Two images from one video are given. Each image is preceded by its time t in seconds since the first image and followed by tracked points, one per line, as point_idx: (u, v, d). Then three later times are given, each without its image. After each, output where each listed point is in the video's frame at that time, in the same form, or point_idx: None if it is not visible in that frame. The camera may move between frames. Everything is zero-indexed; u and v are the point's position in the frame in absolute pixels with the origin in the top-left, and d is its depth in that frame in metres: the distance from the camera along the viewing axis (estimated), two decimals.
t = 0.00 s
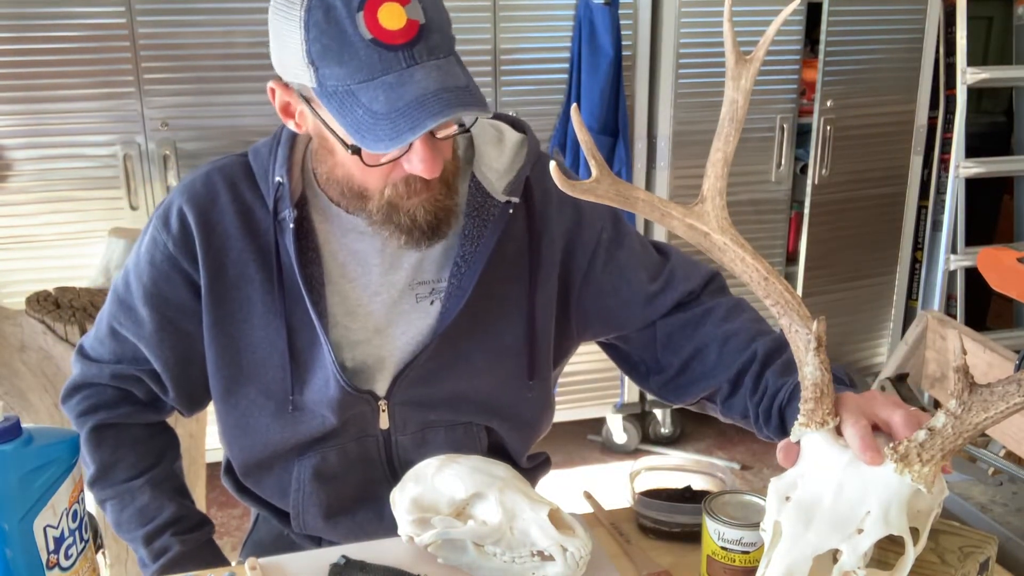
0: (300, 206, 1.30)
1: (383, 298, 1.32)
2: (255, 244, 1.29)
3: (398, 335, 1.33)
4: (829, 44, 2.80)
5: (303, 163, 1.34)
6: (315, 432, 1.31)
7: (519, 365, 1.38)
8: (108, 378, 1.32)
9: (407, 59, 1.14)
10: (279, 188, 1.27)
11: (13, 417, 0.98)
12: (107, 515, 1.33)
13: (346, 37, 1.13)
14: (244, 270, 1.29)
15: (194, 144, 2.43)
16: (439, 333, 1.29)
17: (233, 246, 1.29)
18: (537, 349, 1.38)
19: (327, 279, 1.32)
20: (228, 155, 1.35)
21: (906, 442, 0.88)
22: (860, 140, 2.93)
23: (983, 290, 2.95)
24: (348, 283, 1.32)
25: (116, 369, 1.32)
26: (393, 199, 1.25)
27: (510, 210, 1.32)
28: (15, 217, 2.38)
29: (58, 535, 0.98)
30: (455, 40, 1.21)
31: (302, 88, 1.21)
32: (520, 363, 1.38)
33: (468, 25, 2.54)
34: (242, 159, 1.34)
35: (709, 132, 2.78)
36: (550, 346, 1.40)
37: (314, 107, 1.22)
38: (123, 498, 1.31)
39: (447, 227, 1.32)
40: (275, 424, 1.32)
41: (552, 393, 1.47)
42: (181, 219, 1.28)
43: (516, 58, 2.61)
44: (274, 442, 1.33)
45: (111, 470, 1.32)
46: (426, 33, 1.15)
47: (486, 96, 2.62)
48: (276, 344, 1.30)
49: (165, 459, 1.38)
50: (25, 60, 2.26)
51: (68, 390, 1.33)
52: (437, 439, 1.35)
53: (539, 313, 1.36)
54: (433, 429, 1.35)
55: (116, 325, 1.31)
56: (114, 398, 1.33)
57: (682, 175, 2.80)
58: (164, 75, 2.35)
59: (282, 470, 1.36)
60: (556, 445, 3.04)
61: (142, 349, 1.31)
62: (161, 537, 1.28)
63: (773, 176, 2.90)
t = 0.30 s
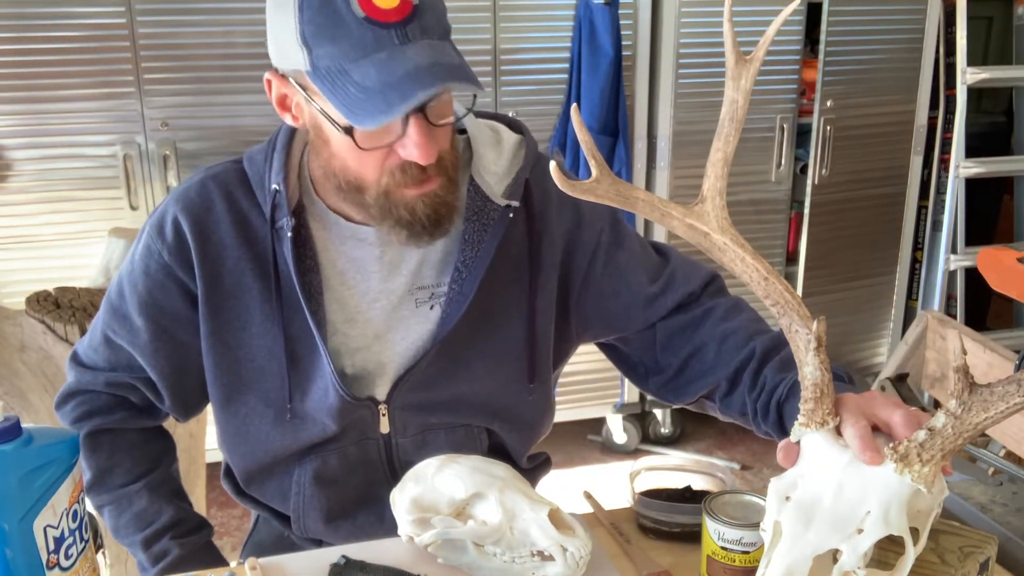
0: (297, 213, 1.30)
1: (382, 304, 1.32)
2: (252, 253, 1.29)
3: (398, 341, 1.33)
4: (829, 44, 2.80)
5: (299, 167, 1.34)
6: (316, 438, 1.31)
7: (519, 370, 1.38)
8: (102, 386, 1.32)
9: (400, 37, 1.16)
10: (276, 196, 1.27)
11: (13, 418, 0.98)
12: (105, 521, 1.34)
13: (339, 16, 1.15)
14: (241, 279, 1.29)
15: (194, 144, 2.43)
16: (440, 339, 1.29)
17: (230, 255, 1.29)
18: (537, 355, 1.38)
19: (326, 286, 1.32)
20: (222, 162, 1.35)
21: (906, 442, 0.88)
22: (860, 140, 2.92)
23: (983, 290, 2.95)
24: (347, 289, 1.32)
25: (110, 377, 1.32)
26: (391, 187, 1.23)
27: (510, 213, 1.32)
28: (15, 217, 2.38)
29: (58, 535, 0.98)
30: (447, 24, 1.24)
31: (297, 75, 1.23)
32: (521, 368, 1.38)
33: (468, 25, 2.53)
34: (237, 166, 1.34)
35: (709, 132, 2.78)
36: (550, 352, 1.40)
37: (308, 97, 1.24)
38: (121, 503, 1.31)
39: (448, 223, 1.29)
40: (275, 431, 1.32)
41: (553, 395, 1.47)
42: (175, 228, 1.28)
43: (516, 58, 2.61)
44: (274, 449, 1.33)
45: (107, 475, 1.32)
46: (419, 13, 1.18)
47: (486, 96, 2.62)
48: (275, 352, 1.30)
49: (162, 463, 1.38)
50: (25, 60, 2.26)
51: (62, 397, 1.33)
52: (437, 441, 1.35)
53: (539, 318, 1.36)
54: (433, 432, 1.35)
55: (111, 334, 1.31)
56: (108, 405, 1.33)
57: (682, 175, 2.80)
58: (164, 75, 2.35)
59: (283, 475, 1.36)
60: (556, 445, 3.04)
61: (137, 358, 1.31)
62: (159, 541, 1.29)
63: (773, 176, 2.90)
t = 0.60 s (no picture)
0: (294, 213, 1.31)
1: (379, 308, 1.32)
2: (250, 252, 1.29)
3: (395, 345, 1.33)
4: (829, 44, 2.80)
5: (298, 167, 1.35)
6: (313, 440, 1.31)
7: (518, 374, 1.38)
8: (103, 384, 1.32)
9: None
10: (274, 195, 1.27)
11: (13, 417, 0.98)
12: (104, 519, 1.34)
13: None
14: (239, 277, 1.29)
15: (194, 145, 2.43)
16: (438, 345, 1.29)
17: (228, 254, 1.29)
18: (536, 357, 1.38)
19: (324, 289, 1.32)
20: (221, 160, 1.35)
21: (906, 442, 0.88)
22: (860, 140, 2.92)
23: (983, 290, 2.95)
24: (347, 293, 1.32)
25: (111, 375, 1.31)
26: (336, 146, 1.27)
27: (511, 220, 1.33)
28: (15, 217, 2.38)
29: (58, 535, 0.98)
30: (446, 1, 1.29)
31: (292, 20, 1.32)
32: (520, 373, 1.38)
33: (468, 25, 2.53)
34: (237, 163, 1.34)
35: (709, 132, 2.78)
36: (548, 356, 1.40)
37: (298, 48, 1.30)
38: (121, 501, 1.31)
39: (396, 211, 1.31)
40: (272, 432, 1.32)
41: (552, 402, 1.47)
42: (175, 225, 1.28)
43: (516, 58, 2.61)
44: (270, 450, 1.33)
45: (107, 474, 1.32)
46: None
47: (486, 96, 2.62)
48: (271, 351, 1.30)
49: (163, 462, 1.38)
50: (25, 60, 2.26)
51: (62, 395, 1.33)
52: (436, 443, 1.34)
53: (538, 322, 1.37)
54: (432, 435, 1.34)
55: (110, 331, 1.30)
56: (109, 402, 1.33)
57: (682, 175, 2.80)
58: (164, 75, 2.35)
59: (281, 477, 1.36)
60: (556, 445, 3.04)
61: (136, 356, 1.31)
62: (159, 540, 1.29)
63: (773, 176, 2.90)
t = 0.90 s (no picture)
0: (306, 212, 1.31)
1: (387, 308, 1.32)
2: (259, 251, 1.29)
3: (402, 345, 1.33)
4: (829, 44, 2.80)
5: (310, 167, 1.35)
6: (317, 439, 1.31)
7: (522, 374, 1.38)
8: (107, 383, 1.31)
9: None
10: (286, 195, 1.27)
11: (13, 417, 0.98)
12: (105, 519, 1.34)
13: None
14: (248, 277, 1.29)
15: (194, 144, 2.43)
16: (446, 344, 1.29)
17: (237, 253, 1.29)
18: (541, 357, 1.38)
19: (332, 288, 1.31)
20: (231, 158, 1.35)
21: (906, 442, 0.88)
22: (860, 140, 2.93)
23: (983, 290, 2.95)
24: (353, 292, 1.32)
25: (115, 374, 1.31)
26: (349, 144, 1.27)
27: (518, 219, 1.33)
28: (15, 217, 2.38)
29: (58, 535, 0.98)
30: None
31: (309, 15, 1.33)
32: (526, 372, 1.38)
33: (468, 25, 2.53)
34: (246, 162, 1.34)
35: (709, 132, 2.78)
36: (553, 355, 1.40)
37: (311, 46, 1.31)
38: (123, 501, 1.31)
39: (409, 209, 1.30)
40: (277, 431, 1.32)
41: (556, 401, 1.47)
42: (183, 223, 1.28)
43: (517, 58, 2.61)
44: (275, 449, 1.33)
45: (109, 473, 1.32)
46: None
47: (486, 96, 2.62)
48: (279, 350, 1.30)
49: (165, 462, 1.38)
50: (25, 60, 2.26)
51: (64, 393, 1.32)
52: (438, 442, 1.34)
53: (542, 321, 1.37)
54: (435, 433, 1.34)
55: (115, 329, 1.30)
56: (111, 402, 1.33)
57: (682, 175, 2.80)
58: (164, 75, 2.35)
59: (284, 476, 1.36)
60: (556, 446, 3.04)
61: (141, 354, 1.30)
62: (161, 540, 1.29)
63: (773, 176, 2.90)
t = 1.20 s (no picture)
0: (307, 214, 1.31)
1: (388, 309, 1.32)
2: (260, 251, 1.29)
3: (402, 346, 1.33)
4: (829, 44, 2.80)
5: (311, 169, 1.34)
6: (317, 439, 1.31)
7: (523, 374, 1.38)
8: (103, 376, 1.31)
9: None
10: (287, 196, 1.27)
11: (13, 417, 0.98)
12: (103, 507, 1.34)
13: None
14: (248, 277, 1.29)
15: (194, 144, 2.43)
16: (446, 346, 1.29)
17: (238, 254, 1.29)
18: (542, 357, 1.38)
19: (333, 289, 1.31)
20: (233, 158, 1.35)
21: (906, 443, 0.88)
22: (860, 140, 2.93)
23: (984, 290, 2.95)
24: (354, 293, 1.32)
25: (112, 368, 1.31)
26: (350, 146, 1.27)
27: (519, 221, 1.33)
28: (15, 217, 2.38)
29: (58, 535, 0.98)
30: None
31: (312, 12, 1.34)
32: (526, 373, 1.38)
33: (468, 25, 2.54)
34: (247, 162, 1.34)
35: (709, 132, 2.78)
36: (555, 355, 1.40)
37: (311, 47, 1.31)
38: (121, 491, 1.32)
39: (409, 212, 1.30)
40: (278, 430, 1.32)
41: (557, 402, 1.47)
42: (184, 223, 1.28)
43: (517, 59, 2.61)
44: (275, 448, 1.33)
45: (106, 463, 1.32)
46: None
47: (486, 96, 2.62)
48: (280, 350, 1.30)
49: (161, 452, 1.38)
50: (25, 60, 2.26)
51: (62, 384, 1.33)
52: (438, 440, 1.34)
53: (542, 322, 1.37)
54: (434, 433, 1.34)
55: (113, 325, 1.30)
56: (108, 393, 1.33)
57: (682, 175, 2.80)
58: (164, 75, 2.35)
59: (284, 473, 1.36)
60: (556, 446, 3.04)
61: (140, 351, 1.30)
62: (158, 530, 1.30)
63: (773, 176, 2.90)
